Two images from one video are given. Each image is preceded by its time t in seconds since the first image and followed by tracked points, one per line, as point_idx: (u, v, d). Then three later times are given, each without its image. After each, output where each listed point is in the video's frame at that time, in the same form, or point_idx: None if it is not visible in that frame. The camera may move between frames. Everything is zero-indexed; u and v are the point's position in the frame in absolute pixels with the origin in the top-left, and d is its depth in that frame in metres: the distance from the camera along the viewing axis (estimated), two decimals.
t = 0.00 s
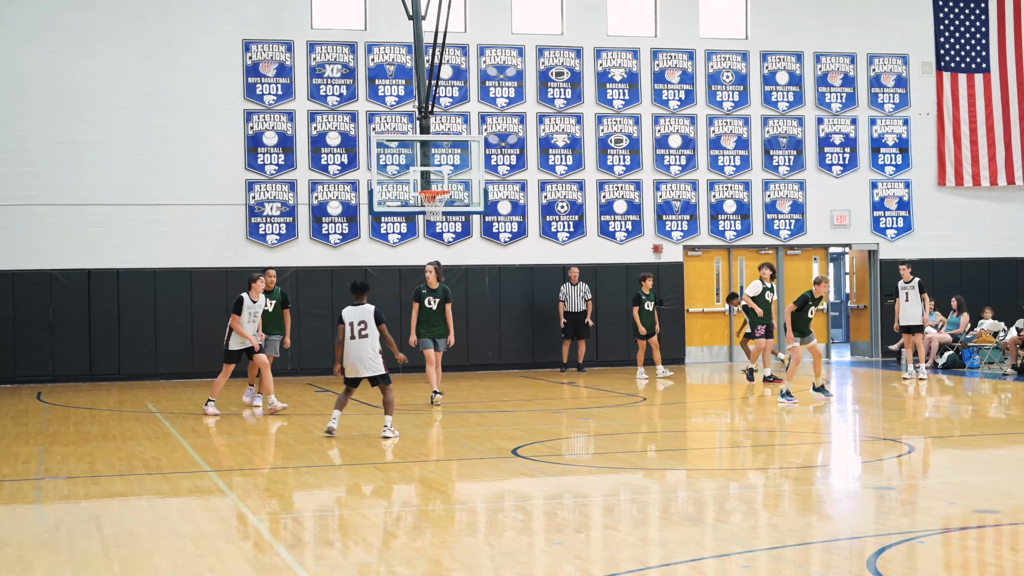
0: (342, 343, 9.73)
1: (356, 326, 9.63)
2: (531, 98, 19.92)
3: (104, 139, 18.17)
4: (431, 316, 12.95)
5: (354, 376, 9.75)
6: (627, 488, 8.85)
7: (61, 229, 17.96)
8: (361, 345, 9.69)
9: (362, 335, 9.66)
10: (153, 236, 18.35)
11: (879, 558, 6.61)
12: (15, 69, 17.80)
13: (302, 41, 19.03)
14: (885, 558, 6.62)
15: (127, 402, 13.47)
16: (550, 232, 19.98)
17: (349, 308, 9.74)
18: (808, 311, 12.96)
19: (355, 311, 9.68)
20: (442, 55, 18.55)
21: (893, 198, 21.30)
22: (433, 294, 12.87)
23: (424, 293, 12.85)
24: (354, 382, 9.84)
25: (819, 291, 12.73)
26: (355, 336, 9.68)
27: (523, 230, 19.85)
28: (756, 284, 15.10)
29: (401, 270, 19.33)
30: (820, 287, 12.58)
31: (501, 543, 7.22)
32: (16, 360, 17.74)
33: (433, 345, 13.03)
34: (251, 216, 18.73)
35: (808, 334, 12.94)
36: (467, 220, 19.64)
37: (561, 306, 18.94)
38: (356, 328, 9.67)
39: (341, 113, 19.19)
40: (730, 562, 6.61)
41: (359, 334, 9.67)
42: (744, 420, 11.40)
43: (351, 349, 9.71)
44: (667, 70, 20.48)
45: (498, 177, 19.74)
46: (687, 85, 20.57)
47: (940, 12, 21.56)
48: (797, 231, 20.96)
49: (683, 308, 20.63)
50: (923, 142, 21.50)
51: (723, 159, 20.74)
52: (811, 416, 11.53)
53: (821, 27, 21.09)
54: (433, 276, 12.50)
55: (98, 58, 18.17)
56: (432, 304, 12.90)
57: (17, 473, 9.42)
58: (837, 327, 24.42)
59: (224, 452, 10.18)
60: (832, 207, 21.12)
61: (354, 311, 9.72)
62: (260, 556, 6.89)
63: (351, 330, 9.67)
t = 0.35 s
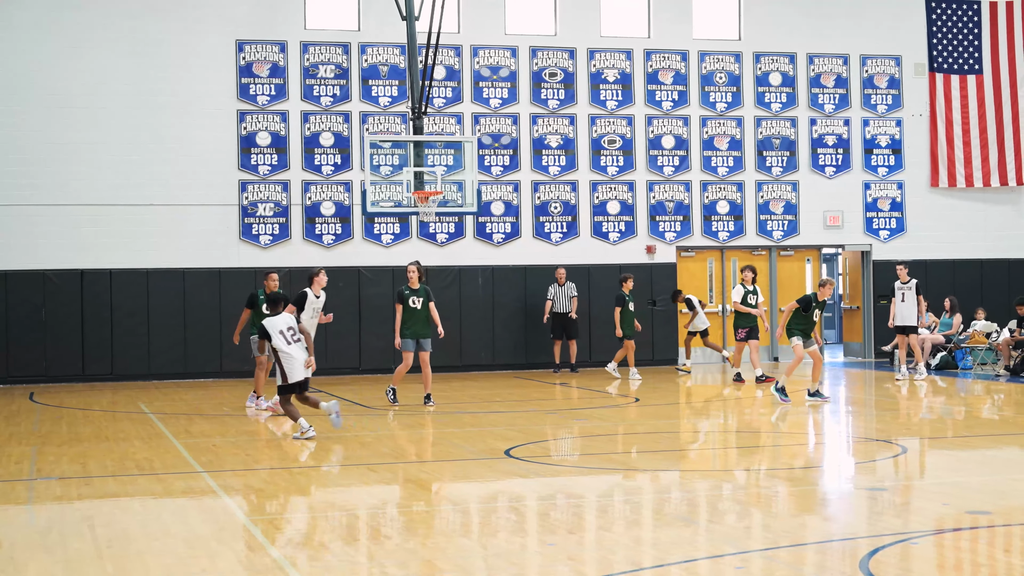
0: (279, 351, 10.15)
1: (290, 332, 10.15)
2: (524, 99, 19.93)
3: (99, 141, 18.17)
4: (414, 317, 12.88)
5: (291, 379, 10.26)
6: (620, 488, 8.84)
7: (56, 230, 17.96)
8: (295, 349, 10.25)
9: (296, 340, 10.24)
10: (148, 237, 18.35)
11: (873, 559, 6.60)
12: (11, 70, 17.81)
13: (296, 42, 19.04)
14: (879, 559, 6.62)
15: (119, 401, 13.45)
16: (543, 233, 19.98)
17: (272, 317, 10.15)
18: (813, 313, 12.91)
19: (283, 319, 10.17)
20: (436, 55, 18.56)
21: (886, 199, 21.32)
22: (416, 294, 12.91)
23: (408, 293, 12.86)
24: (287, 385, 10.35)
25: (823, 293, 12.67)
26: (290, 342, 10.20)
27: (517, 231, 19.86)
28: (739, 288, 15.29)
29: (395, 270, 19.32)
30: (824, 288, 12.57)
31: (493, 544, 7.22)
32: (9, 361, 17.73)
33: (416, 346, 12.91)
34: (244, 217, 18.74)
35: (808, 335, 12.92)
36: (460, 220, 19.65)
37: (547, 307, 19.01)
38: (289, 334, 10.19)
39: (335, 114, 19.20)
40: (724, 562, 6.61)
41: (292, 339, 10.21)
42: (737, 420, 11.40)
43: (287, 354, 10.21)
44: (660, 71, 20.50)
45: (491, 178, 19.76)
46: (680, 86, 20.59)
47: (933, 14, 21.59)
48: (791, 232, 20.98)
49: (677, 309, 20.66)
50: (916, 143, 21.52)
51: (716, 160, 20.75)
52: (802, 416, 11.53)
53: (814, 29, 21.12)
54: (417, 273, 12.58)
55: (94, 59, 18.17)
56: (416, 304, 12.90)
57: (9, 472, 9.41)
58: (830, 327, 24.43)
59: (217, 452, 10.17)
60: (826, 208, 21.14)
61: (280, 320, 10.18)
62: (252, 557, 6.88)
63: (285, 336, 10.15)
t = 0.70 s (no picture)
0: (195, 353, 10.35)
1: (212, 339, 10.30)
2: (518, 107, 19.94)
3: (94, 147, 18.17)
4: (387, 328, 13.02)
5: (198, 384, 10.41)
6: (613, 498, 8.83)
7: (50, 237, 17.95)
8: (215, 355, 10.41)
9: (217, 347, 10.39)
10: (142, 244, 18.34)
11: (865, 569, 6.59)
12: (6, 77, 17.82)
13: (289, 50, 19.04)
14: (871, 570, 6.61)
15: (111, 411, 13.43)
16: (536, 242, 19.98)
17: (201, 320, 10.34)
18: (803, 325, 12.88)
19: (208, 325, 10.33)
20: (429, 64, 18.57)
21: (878, 208, 21.35)
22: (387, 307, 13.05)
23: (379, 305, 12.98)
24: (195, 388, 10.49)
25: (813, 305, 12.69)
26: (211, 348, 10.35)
27: (510, 240, 19.86)
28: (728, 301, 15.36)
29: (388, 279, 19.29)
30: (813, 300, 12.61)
31: (485, 553, 7.21)
32: (1, 369, 17.71)
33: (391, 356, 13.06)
34: (237, 225, 18.73)
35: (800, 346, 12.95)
36: (453, 229, 19.66)
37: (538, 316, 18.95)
38: (210, 340, 10.32)
39: (328, 123, 19.20)
40: (716, 572, 6.61)
41: (212, 346, 10.32)
42: (728, 431, 11.39)
43: (207, 359, 10.37)
44: (653, 81, 20.53)
45: (484, 187, 19.77)
46: (673, 95, 20.62)
47: (925, 24, 21.64)
48: (784, 241, 21.00)
49: (669, 318, 20.63)
50: (908, 153, 21.55)
51: (709, 169, 20.76)
52: (795, 426, 11.52)
53: (807, 39, 21.17)
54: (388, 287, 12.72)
55: (89, 66, 18.19)
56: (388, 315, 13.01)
57: None
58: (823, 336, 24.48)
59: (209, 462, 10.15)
60: (819, 218, 21.18)
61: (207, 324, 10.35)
62: (242, 566, 6.87)
63: (205, 341, 10.30)
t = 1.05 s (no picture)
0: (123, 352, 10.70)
1: (139, 334, 10.68)
2: (508, 108, 19.94)
3: (86, 147, 18.15)
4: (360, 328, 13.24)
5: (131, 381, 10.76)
6: (603, 498, 8.84)
7: (42, 238, 17.92)
8: (143, 352, 10.77)
9: (145, 343, 10.75)
10: (135, 244, 18.33)
11: (855, 570, 6.59)
12: None
13: (280, 50, 19.02)
14: (861, 570, 6.62)
15: (101, 412, 13.41)
16: (527, 242, 19.98)
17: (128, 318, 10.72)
18: (785, 320, 12.86)
19: (135, 322, 10.72)
20: (419, 64, 18.55)
21: (869, 209, 21.38)
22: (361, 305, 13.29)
23: (354, 305, 13.23)
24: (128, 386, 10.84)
25: (795, 301, 12.73)
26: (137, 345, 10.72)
27: (500, 241, 19.86)
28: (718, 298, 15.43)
29: (378, 279, 19.26)
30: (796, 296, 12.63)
31: (475, 554, 7.20)
32: None
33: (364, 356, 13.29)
34: (227, 225, 18.72)
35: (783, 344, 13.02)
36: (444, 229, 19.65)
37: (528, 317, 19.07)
38: (137, 337, 10.70)
39: (318, 123, 19.18)
40: (706, 572, 6.62)
41: (141, 343, 10.72)
42: (717, 431, 11.40)
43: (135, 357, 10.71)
44: (644, 81, 20.54)
45: (475, 187, 19.76)
46: (664, 96, 20.63)
47: (915, 25, 21.66)
48: (774, 241, 21.04)
49: (660, 318, 20.64)
50: (898, 154, 21.59)
51: (700, 170, 20.77)
52: (782, 427, 11.53)
53: (797, 41, 21.19)
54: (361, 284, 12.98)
55: (82, 66, 18.16)
56: (362, 315, 13.25)
57: None
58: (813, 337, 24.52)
59: (198, 463, 10.15)
60: (809, 219, 21.21)
61: (132, 321, 10.72)
62: (231, 567, 6.86)
63: (133, 339, 10.68)
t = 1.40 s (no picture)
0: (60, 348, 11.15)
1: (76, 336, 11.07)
2: (499, 108, 19.94)
3: (80, 147, 18.13)
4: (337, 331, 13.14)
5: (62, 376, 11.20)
6: (594, 499, 8.84)
7: (35, 238, 17.90)
8: (78, 353, 11.17)
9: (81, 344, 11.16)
10: (128, 244, 18.31)
11: (845, 570, 6.59)
12: None
13: (270, 51, 19.00)
14: (852, 570, 6.62)
15: (92, 412, 13.40)
16: (517, 243, 19.97)
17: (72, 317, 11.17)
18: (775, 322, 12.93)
19: (74, 322, 11.13)
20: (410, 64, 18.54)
21: (859, 210, 21.39)
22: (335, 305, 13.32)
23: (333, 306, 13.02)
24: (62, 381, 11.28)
25: (785, 302, 12.84)
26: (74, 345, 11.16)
27: (491, 241, 19.86)
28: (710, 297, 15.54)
29: (368, 280, 19.28)
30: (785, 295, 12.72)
31: (467, 554, 7.21)
32: None
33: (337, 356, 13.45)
34: (218, 226, 18.71)
35: (769, 344, 12.98)
36: (435, 230, 19.65)
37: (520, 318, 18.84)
38: (73, 337, 11.12)
39: (309, 123, 19.17)
40: (697, 572, 6.63)
41: (76, 343, 11.13)
42: (707, 432, 11.41)
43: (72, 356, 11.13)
44: (635, 82, 20.55)
45: (466, 188, 19.76)
46: (655, 96, 20.64)
47: (905, 25, 21.71)
48: (765, 241, 21.06)
49: (651, 318, 20.65)
50: (889, 155, 21.61)
51: (691, 170, 20.79)
52: (771, 427, 11.54)
53: (788, 41, 21.22)
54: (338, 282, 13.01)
55: (76, 66, 18.15)
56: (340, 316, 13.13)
57: None
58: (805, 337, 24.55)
59: (189, 463, 10.14)
60: (799, 219, 21.23)
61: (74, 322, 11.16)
62: (222, 567, 6.86)
63: (70, 338, 11.10)
